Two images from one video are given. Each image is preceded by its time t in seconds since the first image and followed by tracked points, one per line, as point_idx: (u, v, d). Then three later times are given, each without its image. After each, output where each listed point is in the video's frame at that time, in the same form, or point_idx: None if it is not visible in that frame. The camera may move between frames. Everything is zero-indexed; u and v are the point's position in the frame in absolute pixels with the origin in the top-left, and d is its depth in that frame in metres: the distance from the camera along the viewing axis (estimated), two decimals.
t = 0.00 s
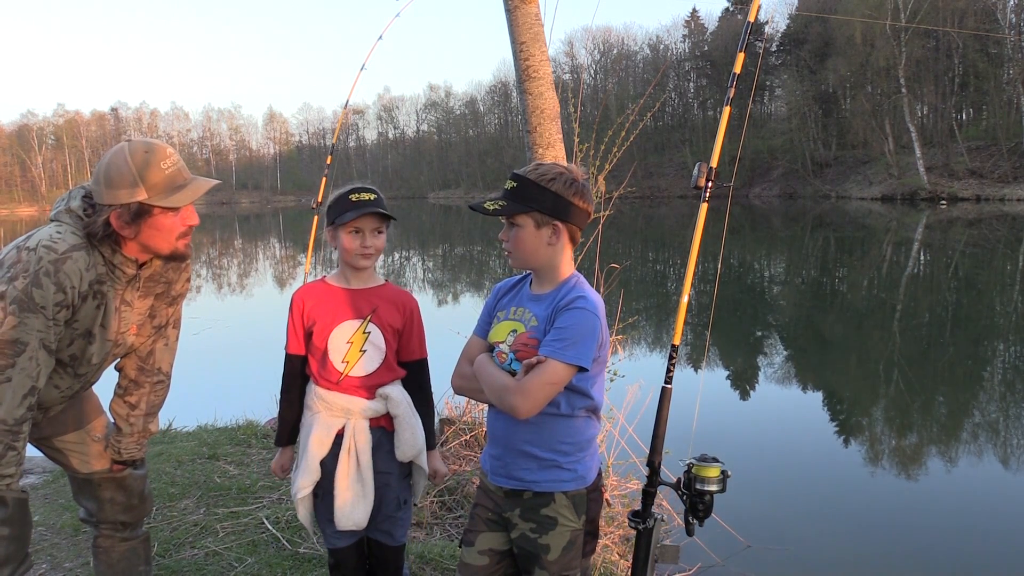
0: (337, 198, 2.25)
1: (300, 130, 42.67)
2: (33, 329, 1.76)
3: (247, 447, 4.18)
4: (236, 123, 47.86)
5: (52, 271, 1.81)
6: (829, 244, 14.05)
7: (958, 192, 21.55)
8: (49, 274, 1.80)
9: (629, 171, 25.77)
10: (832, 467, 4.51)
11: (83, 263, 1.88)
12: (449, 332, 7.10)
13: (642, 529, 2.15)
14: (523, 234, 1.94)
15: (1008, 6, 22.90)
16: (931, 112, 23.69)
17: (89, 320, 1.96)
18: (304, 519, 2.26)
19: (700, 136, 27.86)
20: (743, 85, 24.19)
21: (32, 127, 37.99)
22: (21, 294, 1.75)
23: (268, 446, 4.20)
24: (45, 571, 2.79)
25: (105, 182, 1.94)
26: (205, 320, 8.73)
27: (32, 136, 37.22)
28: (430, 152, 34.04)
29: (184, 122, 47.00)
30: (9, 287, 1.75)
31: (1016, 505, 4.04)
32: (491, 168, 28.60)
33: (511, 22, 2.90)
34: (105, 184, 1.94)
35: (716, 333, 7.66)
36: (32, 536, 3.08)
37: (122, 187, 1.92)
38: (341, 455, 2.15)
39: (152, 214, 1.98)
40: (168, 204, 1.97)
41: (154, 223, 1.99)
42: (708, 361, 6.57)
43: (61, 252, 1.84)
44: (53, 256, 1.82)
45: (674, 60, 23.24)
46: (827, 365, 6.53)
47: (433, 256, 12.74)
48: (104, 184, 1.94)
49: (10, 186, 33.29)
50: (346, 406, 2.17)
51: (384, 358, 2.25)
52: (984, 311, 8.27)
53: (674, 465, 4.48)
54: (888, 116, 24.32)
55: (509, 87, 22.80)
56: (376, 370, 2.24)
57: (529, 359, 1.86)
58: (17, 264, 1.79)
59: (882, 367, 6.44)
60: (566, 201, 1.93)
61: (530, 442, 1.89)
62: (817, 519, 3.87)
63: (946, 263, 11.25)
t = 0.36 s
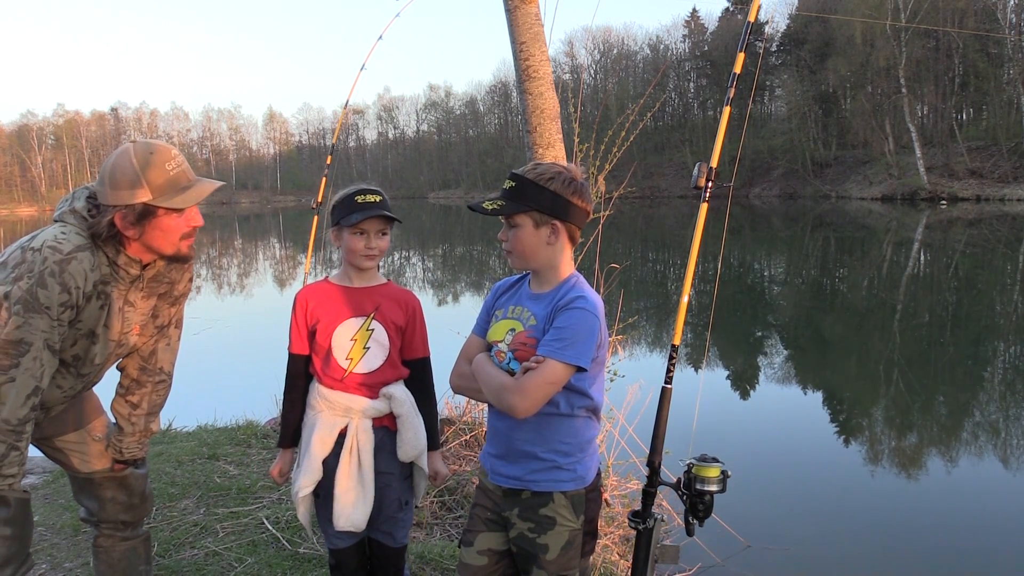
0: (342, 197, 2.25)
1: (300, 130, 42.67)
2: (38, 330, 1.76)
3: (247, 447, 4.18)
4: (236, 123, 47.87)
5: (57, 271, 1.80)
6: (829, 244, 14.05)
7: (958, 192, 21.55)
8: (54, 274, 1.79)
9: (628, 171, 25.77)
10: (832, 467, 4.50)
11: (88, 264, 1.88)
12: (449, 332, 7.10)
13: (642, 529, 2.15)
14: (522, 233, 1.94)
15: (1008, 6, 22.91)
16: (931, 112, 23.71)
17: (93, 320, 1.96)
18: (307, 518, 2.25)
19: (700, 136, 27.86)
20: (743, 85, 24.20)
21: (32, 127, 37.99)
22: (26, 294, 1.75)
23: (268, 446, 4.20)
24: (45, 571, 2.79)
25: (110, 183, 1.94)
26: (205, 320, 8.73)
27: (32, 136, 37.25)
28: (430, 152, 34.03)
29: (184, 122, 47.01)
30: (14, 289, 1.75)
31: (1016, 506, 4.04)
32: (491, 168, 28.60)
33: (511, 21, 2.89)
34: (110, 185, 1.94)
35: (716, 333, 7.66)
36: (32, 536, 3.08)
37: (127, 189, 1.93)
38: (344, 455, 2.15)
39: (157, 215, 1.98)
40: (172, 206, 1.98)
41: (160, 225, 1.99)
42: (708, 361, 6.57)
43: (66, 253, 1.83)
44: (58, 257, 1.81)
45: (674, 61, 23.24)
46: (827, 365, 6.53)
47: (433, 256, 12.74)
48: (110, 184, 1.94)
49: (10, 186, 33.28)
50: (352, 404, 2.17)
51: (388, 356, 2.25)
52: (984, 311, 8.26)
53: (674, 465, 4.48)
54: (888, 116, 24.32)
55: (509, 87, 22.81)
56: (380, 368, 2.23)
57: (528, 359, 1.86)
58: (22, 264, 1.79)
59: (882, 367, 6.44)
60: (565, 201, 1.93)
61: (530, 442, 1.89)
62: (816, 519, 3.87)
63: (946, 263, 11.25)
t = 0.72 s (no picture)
0: (340, 196, 2.24)
1: (300, 130, 42.67)
2: (39, 330, 1.76)
3: (247, 447, 4.18)
4: (236, 123, 47.87)
5: (58, 272, 1.80)
6: (829, 244, 14.06)
7: (958, 192, 21.55)
8: (56, 275, 1.79)
9: (628, 171, 25.77)
10: (832, 467, 4.50)
11: (90, 264, 1.88)
12: (449, 332, 7.10)
13: (642, 529, 2.14)
14: (522, 234, 1.93)
15: (1008, 6, 22.92)
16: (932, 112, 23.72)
17: (95, 320, 1.96)
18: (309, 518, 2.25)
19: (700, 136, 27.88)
20: (743, 85, 24.21)
21: (32, 127, 37.99)
22: (28, 294, 1.75)
23: (268, 446, 4.19)
24: (45, 571, 2.79)
25: (112, 184, 1.94)
26: (205, 320, 8.73)
27: (32, 136, 37.27)
28: (430, 153, 34.04)
29: (184, 121, 47.01)
30: (15, 289, 1.75)
31: (1017, 506, 4.03)
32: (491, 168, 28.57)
33: (511, 22, 2.89)
34: (112, 186, 1.94)
35: (716, 333, 7.66)
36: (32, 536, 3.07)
37: (129, 189, 1.93)
38: (348, 454, 2.15)
39: (158, 215, 1.98)
40: (174, 206, 1.97)
41: (162, 225, 1.99)
42: (708, 361, 6.56)
43: (67, 253, 1.83)
44: (60, 256, 1.81)
45: (674, 61, 23.21)
46: (827, 365, 6.53)
47: (433, 256, 12.75)
48: (112, 185, 1.94)
49: (10, 186, 33.27)
50: (353, 403, 2.17)
51: (389, 355, 2.24)
52: (984, 311, 8.26)
53: (674, 465, 4.48)
54: (888, 116, 24.32)
55: (509, 87, 22.79)
56: (380, 368, 2.23)
57: (528, 360, 1.85)
58: (23, 265, 1.79)
59: (882, 367, 6.43)
60: (564, 201, 1.93)
61: (529, 443, 1.89)
62: (816, 520, 3.86)
63: (946, 263, 11.25)
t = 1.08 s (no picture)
0: (333, 196, 2.24)
1: (300, 130, 42.63)
2: (38, 330, 1.76)
3: (247, 447, 4.18)
4: (236, 123, 47.86)
5: (58, 272, 1.80)
6: (829, 244, 14.05)
7: (958, 192, 21.55)
8: (55, 274, 1.79)
9: (628, 171, 25.75)
10: (832, 467, 4.50)
11: (90, 264, 1.88)
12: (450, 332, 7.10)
13: (642, 529, 2.15)
14: (512, 234, 1.93)
15: (1008, 6, 22.94)
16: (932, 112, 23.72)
17: (94, 320, 1.96)
18: (307, 517, 2.25)
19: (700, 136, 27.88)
20: (743, 85, 24.21)
21: (32, 127, 38.00)
22: (27, 295, 1.75)
23: (268, 446, 4.20)
24: (44, 571, 2.79)
25: (112, 184, 1.94)
26: (205, 320, 8.73)
27: (32, 136, 37.25)
28: (430, 153, 34.03)
29: (184, 121, 47.03)
30: (15, 289, 1.75)
31: (1017, 506, 4.03)
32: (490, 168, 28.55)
33: (511, 22, 2.89)
34: (112, 186, 1.94)
35: (716, 333, 7.66)
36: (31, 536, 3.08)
37: (129, 189, 1.93)
38: (342, 453, 2.15)
39: (158, 216, 1.98)
40: (175, 207, 1.97)
41: (161, 225, 1.99)
42: (708, 361, 6.57)
43: (67, 253, 1.83)
44: (60, 257, 1.81)
45: (674, 61, 23.20)
46: (827, 365, 6.53)
47: (433, 256, 12.74)
48: (112, 185, 1.94)
49: (10, 186, 33.26)
50: (349, 402, 2.17)
51: (383, 355, 2.24)
52: (984, 311, 8.26)
53: (674, 465, 4.48)
54: (888, 116, 24.32)
55: (509, 87, 22.77)
56: (376, 367, 2.23)
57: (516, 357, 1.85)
58: (22, 265, 1.79)
59: (882, 367, 6.43)
60: (554, 201, 1.93)
61: (517, 441, 1.89)
62: (816, 519, 3.86)
63: (946, 263, 11.24)
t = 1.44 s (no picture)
0: (319, 196, 2.27)
1: (300, 130, 42.62)
2: (38, 330, 1.75)
3: (247, 448, 4.18)
4: (236, 123, 47.86)
5: (58, 272, 1.80)
6: (829, 244, 14.05)
7: (958, 192, 21.57)
8: (55, 274, 1.79)
9: (629, 170, 25.74)
10: (832, 467, 4.50)
11: (89, 264, 1.88)
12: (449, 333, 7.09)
13: (642, 529, 2.14)
14: (489, 231, 1.94)
15: (1008, 6, 22.93)
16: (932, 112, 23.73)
17: (93, 322, 1.96)
18: (302, 518, 2.27)
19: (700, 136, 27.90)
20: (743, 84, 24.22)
21: (32, 127, 38.01)
22: (26, 295, 1.74)
23: (268, 447, 4.20)
24: (45, 571, 2.79)
25: (112, 184, 1.94)
26: (206, 320, 8.72)
27: (32, 136, 37.25)
28: (430, 153, 34.03)
29: (184, 121, 47.05)
30: (14, 289, 1.74)
31: (1017, 507, 4.03)
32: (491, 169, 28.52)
33: (510, 21, 2.67)
34: (112, 186, 1.94)
35: (716, 333, 7.65)
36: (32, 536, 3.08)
37: (129, 189, 1.93)
38: (333, 454, 2.15)
39: (159, 216, 1.98)
40: (175, 207, 1.97)
41: (161, 225, 1.99)
42: (708, 361, 6.57)
43: (67, 253, 1.83)
44: (59, 257, 1.81)
45: (674, 61, 23.21)
46: (828, 365, 6.53)
47: (433, 256, 12.74)
48: (112, 185, 1.94)
49: (10, 186, 33.26)
50: (343, 403, 2.17)
51: (375, 355, 2.23)
52: (984, 311, 8.26)
53: (674, 465, 4.48)
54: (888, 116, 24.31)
55: (509, 87, 22.75)
56: (367, 368, 2.22)
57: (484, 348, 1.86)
58: (21, 265, 1.78)
59: (882, 367, 6.43)
60: (530, 199, 1.94)
61: (486, 436, 1.89)
62: (816, 519, 3.87)
63: (946, 264, 11.24)
